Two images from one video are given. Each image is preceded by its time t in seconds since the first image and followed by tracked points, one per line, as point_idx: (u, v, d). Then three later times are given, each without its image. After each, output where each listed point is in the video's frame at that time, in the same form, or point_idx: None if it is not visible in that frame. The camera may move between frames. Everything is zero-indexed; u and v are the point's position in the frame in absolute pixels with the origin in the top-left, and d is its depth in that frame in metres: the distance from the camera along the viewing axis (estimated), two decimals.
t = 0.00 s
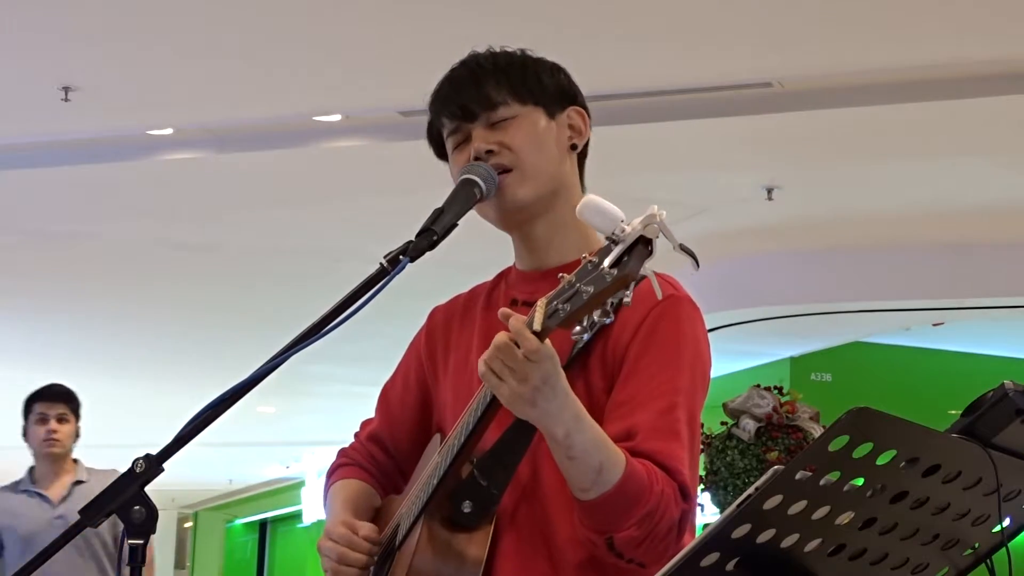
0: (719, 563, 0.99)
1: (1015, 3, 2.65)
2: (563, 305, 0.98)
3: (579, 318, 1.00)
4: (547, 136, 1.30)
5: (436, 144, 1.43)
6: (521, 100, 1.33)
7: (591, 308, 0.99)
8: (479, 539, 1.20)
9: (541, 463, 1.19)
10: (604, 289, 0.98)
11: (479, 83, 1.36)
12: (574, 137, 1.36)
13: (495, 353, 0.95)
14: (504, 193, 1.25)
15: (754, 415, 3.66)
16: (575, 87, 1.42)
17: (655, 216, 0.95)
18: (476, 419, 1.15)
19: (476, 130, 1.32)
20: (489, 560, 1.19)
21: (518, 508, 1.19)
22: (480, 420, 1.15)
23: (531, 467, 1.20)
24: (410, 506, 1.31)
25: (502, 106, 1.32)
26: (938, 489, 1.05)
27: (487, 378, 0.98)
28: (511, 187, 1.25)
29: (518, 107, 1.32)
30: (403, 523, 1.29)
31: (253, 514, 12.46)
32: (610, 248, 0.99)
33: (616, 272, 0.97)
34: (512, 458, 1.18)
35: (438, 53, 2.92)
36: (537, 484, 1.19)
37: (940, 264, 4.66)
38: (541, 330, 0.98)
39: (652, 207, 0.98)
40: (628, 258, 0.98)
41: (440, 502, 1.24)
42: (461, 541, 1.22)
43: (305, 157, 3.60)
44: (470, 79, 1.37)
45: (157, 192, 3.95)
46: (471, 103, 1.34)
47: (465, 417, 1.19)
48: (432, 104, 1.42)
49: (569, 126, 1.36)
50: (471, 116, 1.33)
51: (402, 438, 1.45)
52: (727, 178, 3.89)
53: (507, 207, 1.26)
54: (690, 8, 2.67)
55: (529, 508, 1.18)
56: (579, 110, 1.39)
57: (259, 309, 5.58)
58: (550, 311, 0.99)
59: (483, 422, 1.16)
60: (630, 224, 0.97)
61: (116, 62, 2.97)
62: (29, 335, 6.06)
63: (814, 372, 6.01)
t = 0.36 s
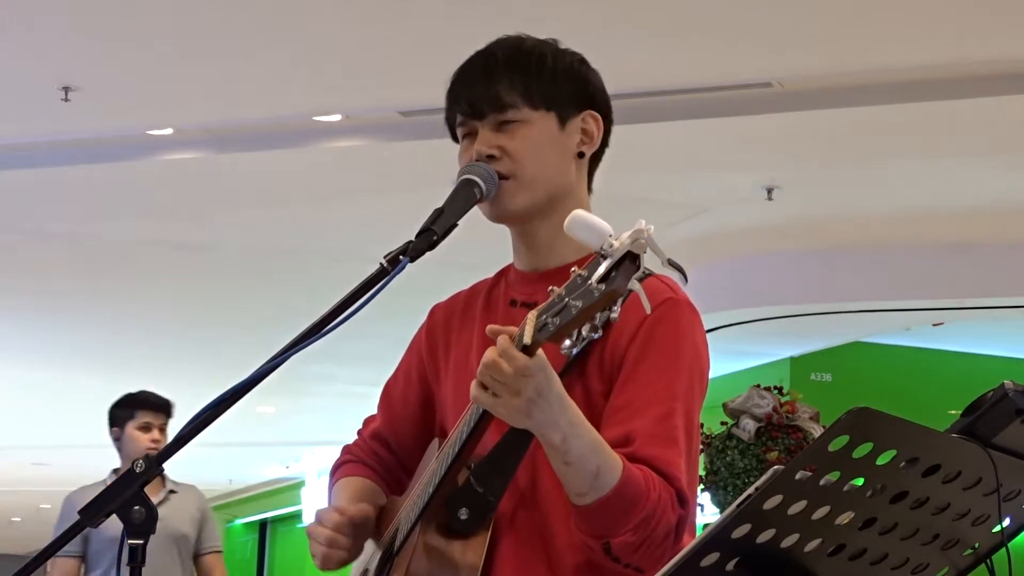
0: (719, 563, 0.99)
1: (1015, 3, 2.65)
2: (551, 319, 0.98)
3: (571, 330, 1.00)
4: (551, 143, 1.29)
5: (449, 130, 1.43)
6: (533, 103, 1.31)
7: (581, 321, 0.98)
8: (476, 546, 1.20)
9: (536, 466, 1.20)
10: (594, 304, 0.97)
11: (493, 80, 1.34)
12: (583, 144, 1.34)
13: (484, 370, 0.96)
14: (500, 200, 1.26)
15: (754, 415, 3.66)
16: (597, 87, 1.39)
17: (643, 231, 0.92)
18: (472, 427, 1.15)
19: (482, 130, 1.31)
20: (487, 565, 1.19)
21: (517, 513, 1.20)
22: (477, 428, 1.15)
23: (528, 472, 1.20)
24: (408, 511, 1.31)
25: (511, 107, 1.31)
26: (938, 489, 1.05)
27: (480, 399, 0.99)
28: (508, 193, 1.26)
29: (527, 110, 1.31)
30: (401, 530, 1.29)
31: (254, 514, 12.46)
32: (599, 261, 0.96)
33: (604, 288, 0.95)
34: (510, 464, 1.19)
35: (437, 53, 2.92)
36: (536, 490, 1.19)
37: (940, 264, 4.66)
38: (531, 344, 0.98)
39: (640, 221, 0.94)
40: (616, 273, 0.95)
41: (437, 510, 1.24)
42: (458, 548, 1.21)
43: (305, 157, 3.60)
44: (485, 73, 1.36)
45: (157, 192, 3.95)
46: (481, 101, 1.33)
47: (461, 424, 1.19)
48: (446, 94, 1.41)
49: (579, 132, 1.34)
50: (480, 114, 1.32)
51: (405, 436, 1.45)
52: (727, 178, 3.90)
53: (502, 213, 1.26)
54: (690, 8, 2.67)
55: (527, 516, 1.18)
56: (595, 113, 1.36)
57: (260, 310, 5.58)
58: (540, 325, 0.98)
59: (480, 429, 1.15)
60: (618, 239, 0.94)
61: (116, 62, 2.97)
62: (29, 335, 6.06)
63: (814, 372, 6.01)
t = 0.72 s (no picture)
0: (719, 563, 0.99)
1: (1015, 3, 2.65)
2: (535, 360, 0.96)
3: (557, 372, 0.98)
4: (557, 156, 1.31)
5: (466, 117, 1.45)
6: (550, 115, 1.33)
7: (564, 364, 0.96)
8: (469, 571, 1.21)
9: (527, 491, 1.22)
10: (578, 346, 0.94)
11: (517, 81, 1.36)
12: (589, 166, 1.35)
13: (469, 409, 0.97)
14: (497, 201, 1.27)
15: (754, 415, 3.66)
16: (617, 115, 1.42)
17: (625, 275, 0.88)
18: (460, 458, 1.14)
19: (496, 128, 1.34)
20: None
21: (511, 537, 1.21)
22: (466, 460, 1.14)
23: (523, 497, 1.22)
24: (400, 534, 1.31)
25: (527, 111, 1.33)
26: (938, 489, 1.05)
27: (466, 437, 0.99)
28: (505, 195, 1.27)
29: (542, 119, 1.33)
30: (390, 553, 1.28)
31: (253, 513, 12.45)
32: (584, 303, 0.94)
33: (586, 332, 0.92)
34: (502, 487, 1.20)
35: (437, 53, 2.92)
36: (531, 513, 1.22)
37: (940, 263, 4.66)
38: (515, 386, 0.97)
39: (627, 263, 0.91)
40: (599, 316, 0.92)
41: (426, 537, 1.23)
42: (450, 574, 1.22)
43: (305, 157, 3.60)
44: (512, 72, 1.38)
45: (157, 192, 3.95)
46: (501, 100, 1.35)
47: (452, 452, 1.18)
48: (471, 85, 1.44)
49: (588, 153, 1.35)
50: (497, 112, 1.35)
51: (399, 446, 1.45)
52: (727, 178, 3.89)
53: (496, 214, 1.28)
54: (690, 8, 2.67)
55: (517, 545, 1.20)
56: (608, 139, 1.38)
57: (260, 310, 5.58)
58: (524, 366, 0.97)
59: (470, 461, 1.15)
60: (599, 283, 0.91)
61: (116, 62, 2.97)
62: (28, 335, 6.05)
63: (813, 372, 6.01)
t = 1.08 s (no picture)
0: (719, 563, 0.99)
1: (1015, 2, 2.65)
2: (526, 369, 0.97)
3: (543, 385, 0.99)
4: (562, 167, 1.31)
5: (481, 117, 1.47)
6: (562, 124, 1.34)
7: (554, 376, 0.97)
8: None
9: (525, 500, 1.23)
10: (567, 359, 0.96)
11: (534, 86, 1.37)
12: (595, 180, 1.35)
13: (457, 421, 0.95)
14: (497, 204, 1.28)
15: (754, 415, 3.66)
16: (630, 134, 1.42)
17: (618, 290, 0.92)
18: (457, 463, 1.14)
19: (506, 132, 1.35)
20: None
21: (508, 545, 1.22)
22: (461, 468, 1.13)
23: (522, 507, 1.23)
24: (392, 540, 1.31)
25: (539, 118, 1.34)
26: (938, 489, 1.05)
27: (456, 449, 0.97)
28: (506, 199, 1.28)
29: (552, 127, 1.33)
30: (384, 560, 1.27)
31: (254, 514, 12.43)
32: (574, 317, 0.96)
33: (577, 345, 0.95)
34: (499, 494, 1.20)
35: (438, 53, 2.91)
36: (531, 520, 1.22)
37: (940, 263, 4.65)
38: (508, 395, 0.96)
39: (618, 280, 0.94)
40: (590, 329, 0.95)
41: (421, 542, 1.21)
42: None
43: (306, 157, 3.60)
44: (531, 77, 1.39)
45: (157, 192, 3.95)
46: (515, 105, 1.36)
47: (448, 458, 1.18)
48: (491, 87, 1.45)
49: (595, 168, 1.35)
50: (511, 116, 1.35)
51: (403, 453, 1.45)
52: (727, 178, 3.89)
53: (495, 217, 1.29)
54: (690, 8, 2.67)
55: (514, 551, 1.21)
56: (617, 156, 1.38)
57: (260, 310, 5.58)
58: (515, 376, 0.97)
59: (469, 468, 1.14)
60: (592, 296, 0.94)
61: (115, 62, 2.97)
62: (29, 334, 6.06)
63: (814, 372, 6.01)
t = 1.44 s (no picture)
0: (719, 563, 0.99)
1: (1014, 3, 2.66)
2: (533, 360, 0.97)
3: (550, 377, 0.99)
4: (561, 164, 1.31)
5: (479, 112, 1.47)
6: (564, 120, 1.34)
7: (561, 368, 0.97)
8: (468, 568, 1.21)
9: (533, 493, 1.22)
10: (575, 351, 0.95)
11: (536, 80, 1.38)
12: (594, 178, 1.35)
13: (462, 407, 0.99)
14: (497, 200, 1.28)
15: (754, 415, 3.65)
16: (629, 133, 1.42)
17: (627, 281, 0.94)
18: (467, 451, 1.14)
19: (506, 126, 1.35)
20: None
21: (512, 534, 1.21)
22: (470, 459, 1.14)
23: (525, 497, 1.22)
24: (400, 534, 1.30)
25: (540, 115, 1.34)
26: (938, 489, 1.05)
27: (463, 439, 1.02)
28: (505, 194, 1.28)
29: (553, 123, 1.34)
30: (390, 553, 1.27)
31: (253, 514, 12.42)
32: (582, 310, 0.97)
33: (584, 336, 0.95)
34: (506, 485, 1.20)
35: (438, 53, 2.92)
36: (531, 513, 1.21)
37: (940, 264, 4.66)
38: (516, 386, 0.96)
39: (627, 274, 0.96)
40: (597, 321, 0.96)
41: (427, 533, 1.23)
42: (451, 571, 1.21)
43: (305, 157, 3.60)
44: (533, 70, 1.39)
45: (157, 192, 3.95)
46: (516, 99, 1.36)
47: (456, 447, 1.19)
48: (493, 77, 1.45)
49: (593, 165, 1.35)
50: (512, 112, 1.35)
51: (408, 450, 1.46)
52: (726, 178, 3.89)
53: (494, 213, 1.28)
54: (690, 9, 2.67)
55: (519, 541, 1.21)
56: (615, 153, 1.38)
57: (259, 310, 5.59)
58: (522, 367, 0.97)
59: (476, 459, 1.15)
60: (600, 289, 0.96)
61: (115, 62, 2.97)
62: (29, 334, 6.06)
63: (814, 372, 6.01)
